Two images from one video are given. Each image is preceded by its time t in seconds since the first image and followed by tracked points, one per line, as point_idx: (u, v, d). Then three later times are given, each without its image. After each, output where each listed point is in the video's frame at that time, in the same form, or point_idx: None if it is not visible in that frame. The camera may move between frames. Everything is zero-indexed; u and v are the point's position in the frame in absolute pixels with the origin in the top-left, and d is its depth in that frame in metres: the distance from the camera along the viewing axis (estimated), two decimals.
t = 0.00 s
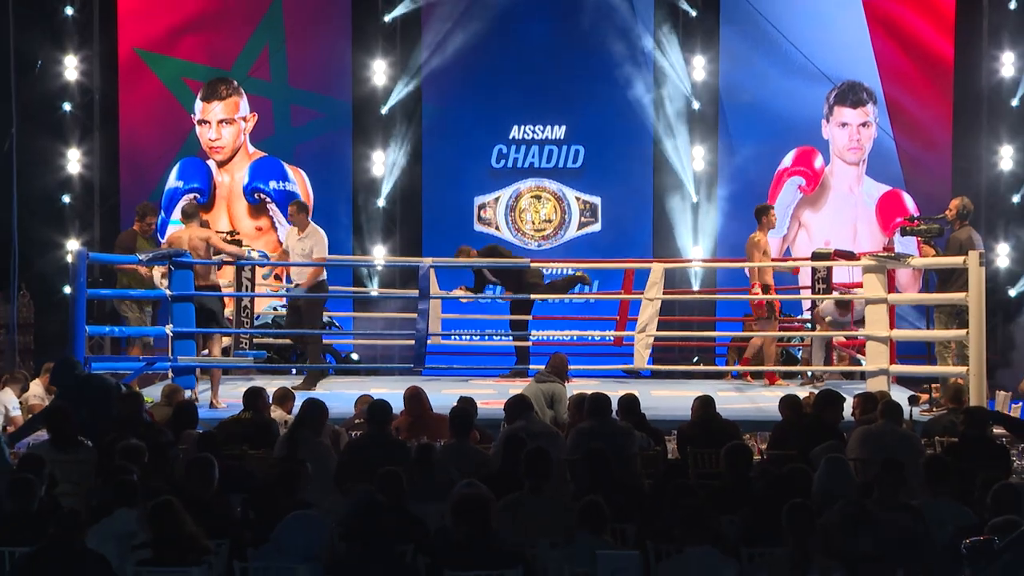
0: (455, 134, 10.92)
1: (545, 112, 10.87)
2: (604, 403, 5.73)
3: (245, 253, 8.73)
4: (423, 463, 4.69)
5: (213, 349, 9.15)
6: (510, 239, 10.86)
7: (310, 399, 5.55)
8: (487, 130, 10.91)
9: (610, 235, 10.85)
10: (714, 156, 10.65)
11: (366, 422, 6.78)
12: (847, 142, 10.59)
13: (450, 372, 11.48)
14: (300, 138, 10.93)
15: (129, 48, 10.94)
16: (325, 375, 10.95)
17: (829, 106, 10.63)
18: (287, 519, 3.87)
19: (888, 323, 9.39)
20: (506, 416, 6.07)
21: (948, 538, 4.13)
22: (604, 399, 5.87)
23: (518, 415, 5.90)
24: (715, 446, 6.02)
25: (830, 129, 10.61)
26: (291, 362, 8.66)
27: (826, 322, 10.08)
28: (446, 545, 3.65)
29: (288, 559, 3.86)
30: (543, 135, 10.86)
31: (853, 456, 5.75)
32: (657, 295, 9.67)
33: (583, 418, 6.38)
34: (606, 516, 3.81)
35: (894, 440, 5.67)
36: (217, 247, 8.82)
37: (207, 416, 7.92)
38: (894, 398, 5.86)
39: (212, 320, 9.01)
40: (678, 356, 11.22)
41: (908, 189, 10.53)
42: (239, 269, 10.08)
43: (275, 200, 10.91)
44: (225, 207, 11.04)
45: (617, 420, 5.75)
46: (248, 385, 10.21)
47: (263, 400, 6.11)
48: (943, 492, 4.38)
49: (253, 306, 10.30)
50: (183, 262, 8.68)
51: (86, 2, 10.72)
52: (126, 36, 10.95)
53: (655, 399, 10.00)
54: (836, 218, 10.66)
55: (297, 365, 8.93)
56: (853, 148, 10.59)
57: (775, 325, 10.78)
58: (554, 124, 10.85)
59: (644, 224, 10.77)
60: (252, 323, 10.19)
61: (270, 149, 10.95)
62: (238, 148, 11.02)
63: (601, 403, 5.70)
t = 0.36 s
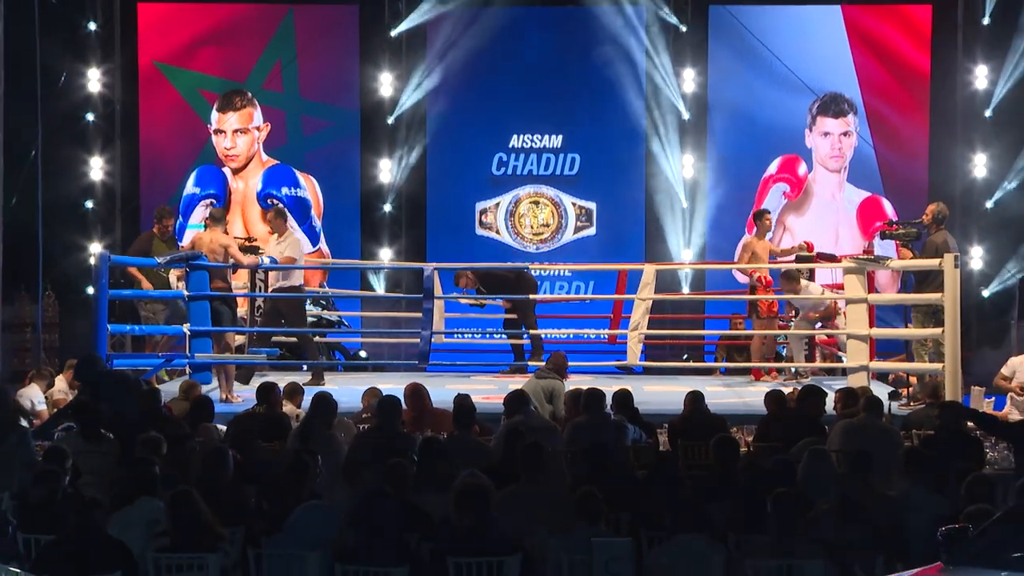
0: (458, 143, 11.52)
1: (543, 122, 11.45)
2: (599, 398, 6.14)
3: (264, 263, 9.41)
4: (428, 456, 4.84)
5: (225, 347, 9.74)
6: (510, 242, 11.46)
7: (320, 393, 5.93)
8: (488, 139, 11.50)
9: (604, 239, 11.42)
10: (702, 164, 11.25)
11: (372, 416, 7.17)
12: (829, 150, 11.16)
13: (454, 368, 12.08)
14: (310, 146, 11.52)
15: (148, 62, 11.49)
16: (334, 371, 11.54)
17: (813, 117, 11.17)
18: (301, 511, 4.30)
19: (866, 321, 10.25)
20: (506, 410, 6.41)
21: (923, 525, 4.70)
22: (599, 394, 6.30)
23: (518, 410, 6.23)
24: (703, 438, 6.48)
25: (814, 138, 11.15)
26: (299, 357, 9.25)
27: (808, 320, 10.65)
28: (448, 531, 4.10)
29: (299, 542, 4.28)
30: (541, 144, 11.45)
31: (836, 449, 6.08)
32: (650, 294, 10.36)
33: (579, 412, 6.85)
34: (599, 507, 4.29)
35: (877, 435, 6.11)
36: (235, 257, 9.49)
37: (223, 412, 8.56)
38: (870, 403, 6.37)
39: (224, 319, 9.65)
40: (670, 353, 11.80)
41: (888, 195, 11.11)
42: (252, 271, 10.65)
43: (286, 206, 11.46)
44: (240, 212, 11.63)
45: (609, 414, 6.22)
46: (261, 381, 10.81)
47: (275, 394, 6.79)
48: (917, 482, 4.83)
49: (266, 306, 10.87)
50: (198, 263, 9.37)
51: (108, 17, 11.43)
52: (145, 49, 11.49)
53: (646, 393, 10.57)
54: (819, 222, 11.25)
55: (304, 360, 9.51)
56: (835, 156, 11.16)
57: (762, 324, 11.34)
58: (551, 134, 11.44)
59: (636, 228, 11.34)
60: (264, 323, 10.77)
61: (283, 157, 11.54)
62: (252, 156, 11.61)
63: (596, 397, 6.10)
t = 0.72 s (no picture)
0: (460, 151, 12.12)
1: (542, 132, 12.06)
2: (595, 394, 6.53)
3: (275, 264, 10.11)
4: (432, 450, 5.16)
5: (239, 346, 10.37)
6: (510, 246, 12.05)
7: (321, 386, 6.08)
8: (489, 148, 12.11)
9: (600, 243, 12.01)
10: (693, 171, 11.87)
11: (378, 412, 7.66)
12: (813, 159, 11.74)
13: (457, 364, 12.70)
14: (320, 154, 12.12)
15: (167, 75, 12.09)
16: (342, 368, 12.14)
17: (797, 126, 11.77)
18: (308, 505, 4.61)
19: (849, 322, 10.77)
20: (507, 402, 6.81)
21: (902, 515, 4.99)
22: (594, 391, 6.70)
23: (516, 405, 6.61)
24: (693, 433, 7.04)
25: (798, 147, 11.76)
26: (310, 353, 9.91)
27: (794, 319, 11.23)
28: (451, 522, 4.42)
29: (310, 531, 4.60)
30: (539, 152, 12.05)
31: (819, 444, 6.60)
32: (644, 296, 10.89)
33: (576, 406, 7.31)
34: (595, 496, 4.55)
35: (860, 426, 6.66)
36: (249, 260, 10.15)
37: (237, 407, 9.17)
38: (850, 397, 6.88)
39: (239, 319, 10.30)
40: (662, 350, 12.44)
41: (869, 202, 11.67)
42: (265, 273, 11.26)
43: (298, 211, 12.10)
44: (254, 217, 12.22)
45: (605, 411, 6.59)
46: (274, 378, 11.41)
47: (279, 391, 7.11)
48: (898, 475, 5.16)
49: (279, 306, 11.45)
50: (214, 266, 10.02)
51: (128, 32, 12.12)
52: (163, 63, 12.09)
53: (639, 389, 11.12)
54: (804, 227, 11.82)
55: (315, 355, 10.18)
56: (818, 164, 11.74)
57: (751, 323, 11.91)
58: (549, 143, 12.04)
59: (631, 232, 11.94)
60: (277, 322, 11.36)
61: (294, 165, 12.14)
62: (265, 164, 12.19)
63: (593, 392, 6.48)
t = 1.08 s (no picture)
0: (463, 160, 12.71)
1: (540, 142, 12.66)
2: (591, 392, 6.94)
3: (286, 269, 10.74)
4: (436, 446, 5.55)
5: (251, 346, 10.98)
6: (509, 250, 12.65)
7: (324, 383, 6.50)
8: (490, 157, 12.71)
9: (595, 248, 12.60)
10: (684, 179, 12.48)
11: (385, 408, 8.12)
12: (798, 168, 12.37)
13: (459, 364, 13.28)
14: (329, 163, 12.75)
15: (184, 88, 12.73)
16: (349, 367, 12.73)
17: (783, 137, 12.40)
18: (317, 497, 4.78)
19: (832, 324, 11.31)
20: (507, 398, 7.19)
21: (883, 508, 5.21)
22: (592, 389, 7.07)
23: (517, 402, 7.07)
24: (682, 428, 7.50)
25: (784, 157, 12.38)
26: (320, 353, 10.50)
27: (780, 321, 11.78)
28: (457, 514, 4.60)
29: (322, 523, 4.80)
30: (538, 162, 12.65)
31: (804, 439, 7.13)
32: (637, 298, 11.45)
33: (571, 404, 7.72)
34: (590, 489, 4.85)
35: (843, 424, 7.17)
36: (262, 265, 10.81)
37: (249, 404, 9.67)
38: (833, 395, 7.33)
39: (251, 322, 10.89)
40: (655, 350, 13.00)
41: (850, 209, 12.31)
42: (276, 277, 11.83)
43: (308, 218, 12.72)
44: (266, 224, 12.84)
45: (601, 407, 7.00)
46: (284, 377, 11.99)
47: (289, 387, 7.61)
48: (880, 468, 5.39)
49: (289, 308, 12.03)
50: (228, 271, 10.61)
51: (147, 47, 12.63)
52: (181, 77, 12.72)
53: (632, 388, 11.66)
54: (789, 233, 12.43)
55: (326, 355, 10.77)
56: (803, 173, 12.37)
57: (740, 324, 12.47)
58: (547, 153, 12.65)
59: (625, 238, 12.53)
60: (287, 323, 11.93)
61: (305, 173, 12.77)
62: (277, 173, 12.80)
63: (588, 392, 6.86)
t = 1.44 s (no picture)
0: (465, 172, 13.22)
1: (539, 155, 13.18)
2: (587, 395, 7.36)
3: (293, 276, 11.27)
4: (439, 448, 5.96)
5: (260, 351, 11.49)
6: (510, 258, 13.17)
7: (332, 386, 7.00)
8: (490, 169, 13.21)
9: (592, 256, 13.11)
10: (677, 191, 13.09)
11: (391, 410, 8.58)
12: (786, 180, 12.86)
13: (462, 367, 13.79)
14: (336, 175, 13.27)
15: (197, 103, 13.27)
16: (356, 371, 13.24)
17: (772, 150, 12.91)
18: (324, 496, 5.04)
19: (819, 329, 11.79)
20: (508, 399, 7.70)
21: (869, 506, 5.57)
22: (589, 392, 7.47)
23: (516, 405, 7.51)
24: (675, 428, 7.87)
25: (773, 168, 12.89)
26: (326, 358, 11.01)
27: (769, 327, 12.28)
28: (456, 512, 4.78)
29: (329, 521, 5.06)
30: (536, 174, 13.16)
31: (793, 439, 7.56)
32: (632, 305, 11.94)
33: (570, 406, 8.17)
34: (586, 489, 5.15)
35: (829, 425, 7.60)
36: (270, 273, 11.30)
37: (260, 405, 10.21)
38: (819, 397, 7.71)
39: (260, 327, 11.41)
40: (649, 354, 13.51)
41: (837, 218, 12.83)
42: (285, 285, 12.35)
43: (316, 228, 13.26)
44: (276, 233, 13.36)
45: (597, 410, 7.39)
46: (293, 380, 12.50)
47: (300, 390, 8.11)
48: (865, 469, 5.76)
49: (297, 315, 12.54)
50: (238, 278, 11.13)
51: (162, 64, 13.32)
52: (195, 92, 13.27)
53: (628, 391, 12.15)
54: (778, 242, 12.93)
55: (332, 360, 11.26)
56: (791, 184, 12.87)
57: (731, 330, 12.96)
58: (546, 165, 13.16)
59: (620, 247, 13.04)
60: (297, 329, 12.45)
61: (313, 185, 13.31)
62: (286, 185, 13.33)
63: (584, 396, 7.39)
